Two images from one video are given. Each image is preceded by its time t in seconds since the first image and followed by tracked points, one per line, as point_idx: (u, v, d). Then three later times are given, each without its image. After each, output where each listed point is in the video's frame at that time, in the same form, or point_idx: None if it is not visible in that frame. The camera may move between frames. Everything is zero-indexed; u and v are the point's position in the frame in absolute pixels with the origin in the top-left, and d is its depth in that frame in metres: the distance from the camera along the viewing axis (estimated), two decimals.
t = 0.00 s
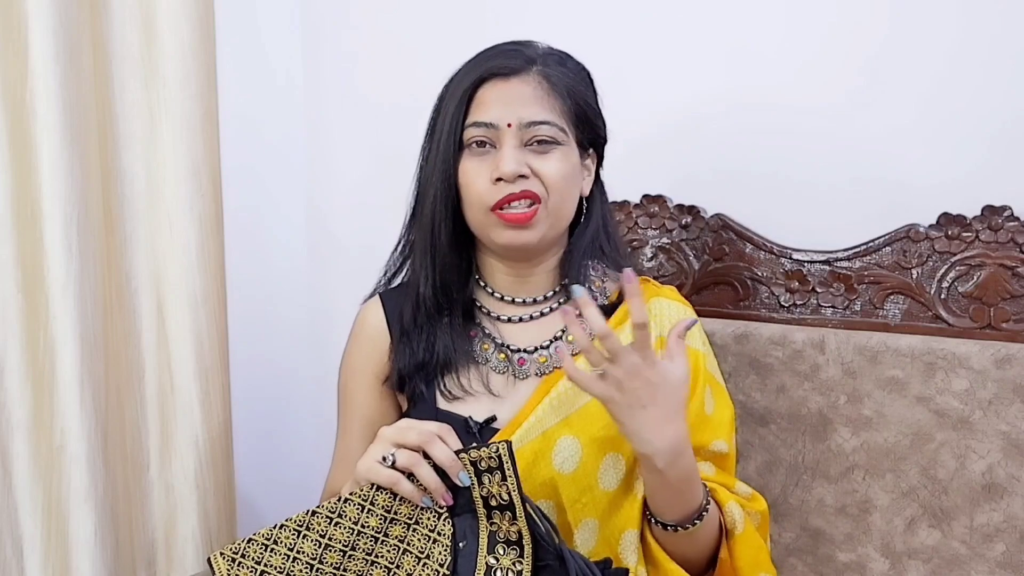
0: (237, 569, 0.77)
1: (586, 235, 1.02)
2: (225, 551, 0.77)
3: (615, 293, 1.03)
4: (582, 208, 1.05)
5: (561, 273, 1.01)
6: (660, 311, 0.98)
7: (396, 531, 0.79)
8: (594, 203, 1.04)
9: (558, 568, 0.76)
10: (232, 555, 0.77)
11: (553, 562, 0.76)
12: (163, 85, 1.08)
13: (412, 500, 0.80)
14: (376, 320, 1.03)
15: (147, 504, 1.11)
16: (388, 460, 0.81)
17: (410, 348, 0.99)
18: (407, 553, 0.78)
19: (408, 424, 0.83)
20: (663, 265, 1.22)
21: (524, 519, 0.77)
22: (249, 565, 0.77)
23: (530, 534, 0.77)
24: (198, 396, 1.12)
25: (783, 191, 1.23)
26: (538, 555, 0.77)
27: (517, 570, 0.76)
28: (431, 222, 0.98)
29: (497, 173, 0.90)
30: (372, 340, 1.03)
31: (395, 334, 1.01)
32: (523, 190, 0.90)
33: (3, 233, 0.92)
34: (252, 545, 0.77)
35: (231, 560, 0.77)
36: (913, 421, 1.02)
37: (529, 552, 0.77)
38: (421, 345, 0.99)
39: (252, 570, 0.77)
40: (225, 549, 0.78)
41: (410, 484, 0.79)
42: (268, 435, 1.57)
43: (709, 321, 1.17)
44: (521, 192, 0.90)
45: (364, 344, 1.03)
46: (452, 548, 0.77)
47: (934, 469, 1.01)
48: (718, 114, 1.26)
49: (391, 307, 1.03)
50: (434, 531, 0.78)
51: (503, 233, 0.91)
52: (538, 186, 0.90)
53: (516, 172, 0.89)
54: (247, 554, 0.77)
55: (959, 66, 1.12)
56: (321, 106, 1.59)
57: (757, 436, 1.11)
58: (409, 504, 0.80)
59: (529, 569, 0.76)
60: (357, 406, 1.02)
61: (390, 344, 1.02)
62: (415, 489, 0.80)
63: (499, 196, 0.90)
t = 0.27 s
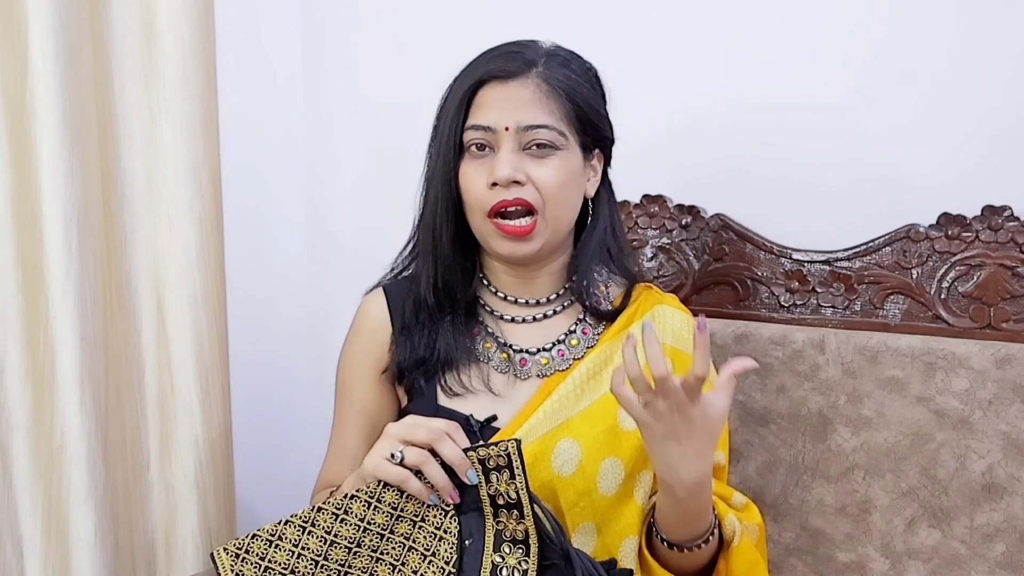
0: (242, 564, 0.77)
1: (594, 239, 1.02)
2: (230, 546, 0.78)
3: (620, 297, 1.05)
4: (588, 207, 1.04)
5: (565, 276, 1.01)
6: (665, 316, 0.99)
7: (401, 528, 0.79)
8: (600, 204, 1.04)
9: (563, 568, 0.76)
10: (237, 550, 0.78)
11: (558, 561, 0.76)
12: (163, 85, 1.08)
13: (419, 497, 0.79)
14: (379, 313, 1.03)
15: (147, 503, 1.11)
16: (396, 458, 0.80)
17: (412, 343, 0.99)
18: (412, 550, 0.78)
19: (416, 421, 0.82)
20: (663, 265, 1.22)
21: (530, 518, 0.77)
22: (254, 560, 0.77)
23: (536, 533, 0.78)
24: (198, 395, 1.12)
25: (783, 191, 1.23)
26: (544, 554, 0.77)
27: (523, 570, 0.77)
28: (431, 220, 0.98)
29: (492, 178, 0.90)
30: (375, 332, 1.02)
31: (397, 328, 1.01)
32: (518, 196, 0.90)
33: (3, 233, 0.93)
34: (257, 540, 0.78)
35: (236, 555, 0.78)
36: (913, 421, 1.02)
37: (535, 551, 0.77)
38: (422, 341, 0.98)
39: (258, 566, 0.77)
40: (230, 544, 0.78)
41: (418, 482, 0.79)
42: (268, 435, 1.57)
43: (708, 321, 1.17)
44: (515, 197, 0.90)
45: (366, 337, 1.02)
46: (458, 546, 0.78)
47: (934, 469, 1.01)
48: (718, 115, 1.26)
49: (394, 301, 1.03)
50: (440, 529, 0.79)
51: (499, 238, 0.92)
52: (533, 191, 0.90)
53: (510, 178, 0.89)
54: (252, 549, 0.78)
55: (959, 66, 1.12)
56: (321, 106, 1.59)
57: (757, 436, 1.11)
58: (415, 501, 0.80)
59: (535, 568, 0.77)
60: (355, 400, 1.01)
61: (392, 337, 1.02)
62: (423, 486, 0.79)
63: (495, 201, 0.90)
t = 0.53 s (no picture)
0: (246, 560, 0.76)
1: (600, 241, 1.01)
2: (233, 543, 0.77)
3: (628, 300, 1.04)
4: (593, 208, 1.04)
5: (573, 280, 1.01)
6: (673, 322, 0.99)
7: (405, 526, 0.79)
8: (605, 205, 1.03)
9: (566, 567, 0.76)
10: (241, 548, 0.77)
11: (561, 561, 0.77)
12: (162, 85, 1.07)
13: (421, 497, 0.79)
14: (386, 313, 1.03)
15: (147, 503, 1.11)
16: (399, 457, 0.80)
17: (418, 347, 0.99)
18: (416, 549, 0.78)
19: (419, 421, 0.83)
20: (663, 265, 1.22)
21: (532, 517, 0.78)
22: (258, 557, 0.77)
23: (538, 532, 0.78)
24: (198, 395, 1.12)
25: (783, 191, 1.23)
26: (546, 553, 0.78)
27: (525, 569, 0.77)
28: (434, 228, 0.99)
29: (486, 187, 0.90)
30: (383, 331, 1.02)
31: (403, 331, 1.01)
32: (511, 206, 0.90)
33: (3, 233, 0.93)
34: (261, 537, 0.77)
35: (241, 552, 0.77)
36: (913, 421, 1.02)
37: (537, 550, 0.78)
38: (429, 348, 0.98)
39: (261, 563, 0.76)
40: (233, 541, 0.77)
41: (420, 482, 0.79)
42: (267, 435, 1.57)
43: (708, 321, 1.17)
44: (509, 205, 0.90)
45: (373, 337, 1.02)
46: (462, 544, 0.78)
47: (934, 469, 1.01)
48: (717, 115, 1.26)
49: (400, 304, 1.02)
50: (444, 527, 0.78)
51: (497, 247, 0.92)
52: (528, 198, 0.90)
53: (503, 186, 0.89)
54: (256, 546, 0.77)
55: (959, 66, 1.12)
56: (320, 106, 1.59)
57: (757, 436, 1.11)
58: (419, 500, 0.80)
59: (537, 567, 0.77)
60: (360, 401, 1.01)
61: (398, 339, 1.01)
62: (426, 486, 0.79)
63: (489, 210, 0.90)
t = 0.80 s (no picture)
0: (244, 564, 0.77)
1: (604, 239, 1.02)
2: (231, 548, 0.78)
3: (629, 301, 1.05)
4: (597, 207, 1.04)
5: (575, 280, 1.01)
6: (674, 323, 0.98)
7: (402, 528, 0.79)
8: (609, 205, 1.04)
9: (564, 568, 0.77)
10: (238, 552, 0.77)
11: (558, 561, 0.77)
12: (163, 85, 1.07)
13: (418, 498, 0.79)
14: (387, 312, 1.02)
15: (148, 502, 1.11)
16: (396, 458, 0.80)
17: (418, 349, 0.98)
18: (413, 551, 0.78)
19: (417, 421, 0.82)
20: (663, 265, 1.22)
21: (530, 518, 0.78)
22: (255, 561, 0.77)
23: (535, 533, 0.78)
24: (198, 395, 1.11)
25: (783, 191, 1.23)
26: (543, 554, 0.78)
27: (523, 569, 0.77)
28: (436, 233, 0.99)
29: (494, 181, 0.90)
30: (383, 330, 1.02)
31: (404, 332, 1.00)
32: (518, 199, 0.90)
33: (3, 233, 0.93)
34: (258, 542, 0.78)
35: (238, 557, 0.77)
36: (913, 421, 1.02)
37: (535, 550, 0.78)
38: (429, 349, 0.98)
39: (259, 566, 0.77)
40: (231, 546, 0.78)
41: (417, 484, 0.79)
42: (267, 436, 1.57)
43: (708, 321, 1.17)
44: (517, 199, 0.89)
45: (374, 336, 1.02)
46: (458, 546, 0.78)
47: (934, 469, 1.01)
48: (717, 115, 1.26)
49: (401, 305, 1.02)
50: (441, 529, 0.79)
51: (505, 243, 0.91)
52: (537, 191, 0.90)
53: (511, 180, 0.89)
54: (253, 550, 0.77)
55: (959, 66, 1.12)
56: (320, 107, 1.59)
57: (757, 436, 1.11)
58: (415, 502, 0.80)
59: (535, 568, 0.77)
60: (359, 400, 1.01)
61: (398, 339, 1.01)
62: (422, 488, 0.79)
63: (496, 205, 0.90)
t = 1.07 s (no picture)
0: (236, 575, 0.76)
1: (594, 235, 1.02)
2: (223, 557, 0.77)
3: (625, 292, 1.03)
4: (586, 206, 1.05)
5: (570, 274, 1.01)
6: (668, 310, 0.98)
7: (394, 535, 0.79)
8: (599, 203, 1.05)
9: (557, 570, 0.76)
10: (231, 562, 0.77)
11: (552, 565, 0.77)
12: (163, 85, 1.07)
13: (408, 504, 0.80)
14: (386, 322, 1.03)
15: (147, 503, 1.11)
16: (386, 465, 0.81)
17: (418, 354, 0.99)
18: (406, 558, 0.78)
19: (405, 427, 0.83)
20: (663, 265, 1.22)
21: (521, 522, 0.77)
22: (248, 571, 0.76)
23: (528, 538, 0.78)
24: (198, 394, 1.11)
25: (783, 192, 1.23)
26: (536, 557, 0.78)
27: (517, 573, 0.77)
28: (431, 226, 0.99)
29: (498, 170, 0.90)
30: (383, 340, 1.02)
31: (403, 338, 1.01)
32: (522, 189, 0.89)
33: (3, 232, 0.93)
34: (251, 551, 0.77)
35: (230, 566, 0.77)
36: (913, 421, 1.02)
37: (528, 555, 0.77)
38: (427, 350, 0.98)
39: None
40: (223, 556, 0.77)
41: (407, 490, 0.79)
42: (268, 436, 1.57)
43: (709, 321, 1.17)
44: (520, 188, 0.89)
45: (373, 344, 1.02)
46: (452, 552, 0.78)
47: (934, 469, 1.01)
48: (717, 115, 1.26)
49: (399, 310, 1.03)
50: (433, 535, 0.79)
51: (506, 232, 0.91)
52: (540, 182, 0.90)
53: (515, 169, 0.89)
54: (246, 560, 0.77)
55: (959, 66, 1.12)
56: (321, 107, 1.59)
57: (757, 436, 1.11)
58: (406, 509, 0.80)
59: (528, 571, 0.77)
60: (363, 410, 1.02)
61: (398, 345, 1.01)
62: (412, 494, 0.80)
63: (499, 193, 0.90)
